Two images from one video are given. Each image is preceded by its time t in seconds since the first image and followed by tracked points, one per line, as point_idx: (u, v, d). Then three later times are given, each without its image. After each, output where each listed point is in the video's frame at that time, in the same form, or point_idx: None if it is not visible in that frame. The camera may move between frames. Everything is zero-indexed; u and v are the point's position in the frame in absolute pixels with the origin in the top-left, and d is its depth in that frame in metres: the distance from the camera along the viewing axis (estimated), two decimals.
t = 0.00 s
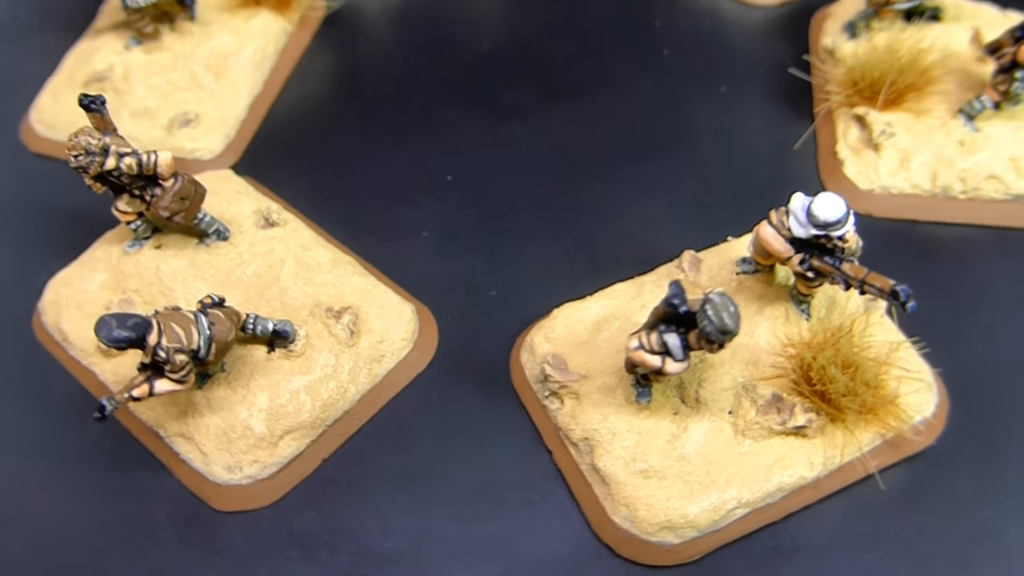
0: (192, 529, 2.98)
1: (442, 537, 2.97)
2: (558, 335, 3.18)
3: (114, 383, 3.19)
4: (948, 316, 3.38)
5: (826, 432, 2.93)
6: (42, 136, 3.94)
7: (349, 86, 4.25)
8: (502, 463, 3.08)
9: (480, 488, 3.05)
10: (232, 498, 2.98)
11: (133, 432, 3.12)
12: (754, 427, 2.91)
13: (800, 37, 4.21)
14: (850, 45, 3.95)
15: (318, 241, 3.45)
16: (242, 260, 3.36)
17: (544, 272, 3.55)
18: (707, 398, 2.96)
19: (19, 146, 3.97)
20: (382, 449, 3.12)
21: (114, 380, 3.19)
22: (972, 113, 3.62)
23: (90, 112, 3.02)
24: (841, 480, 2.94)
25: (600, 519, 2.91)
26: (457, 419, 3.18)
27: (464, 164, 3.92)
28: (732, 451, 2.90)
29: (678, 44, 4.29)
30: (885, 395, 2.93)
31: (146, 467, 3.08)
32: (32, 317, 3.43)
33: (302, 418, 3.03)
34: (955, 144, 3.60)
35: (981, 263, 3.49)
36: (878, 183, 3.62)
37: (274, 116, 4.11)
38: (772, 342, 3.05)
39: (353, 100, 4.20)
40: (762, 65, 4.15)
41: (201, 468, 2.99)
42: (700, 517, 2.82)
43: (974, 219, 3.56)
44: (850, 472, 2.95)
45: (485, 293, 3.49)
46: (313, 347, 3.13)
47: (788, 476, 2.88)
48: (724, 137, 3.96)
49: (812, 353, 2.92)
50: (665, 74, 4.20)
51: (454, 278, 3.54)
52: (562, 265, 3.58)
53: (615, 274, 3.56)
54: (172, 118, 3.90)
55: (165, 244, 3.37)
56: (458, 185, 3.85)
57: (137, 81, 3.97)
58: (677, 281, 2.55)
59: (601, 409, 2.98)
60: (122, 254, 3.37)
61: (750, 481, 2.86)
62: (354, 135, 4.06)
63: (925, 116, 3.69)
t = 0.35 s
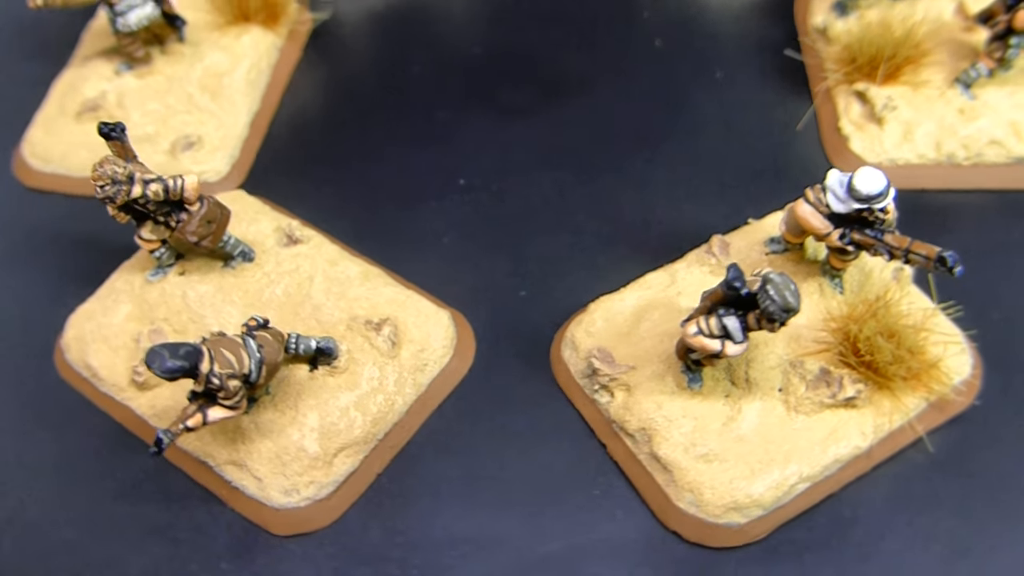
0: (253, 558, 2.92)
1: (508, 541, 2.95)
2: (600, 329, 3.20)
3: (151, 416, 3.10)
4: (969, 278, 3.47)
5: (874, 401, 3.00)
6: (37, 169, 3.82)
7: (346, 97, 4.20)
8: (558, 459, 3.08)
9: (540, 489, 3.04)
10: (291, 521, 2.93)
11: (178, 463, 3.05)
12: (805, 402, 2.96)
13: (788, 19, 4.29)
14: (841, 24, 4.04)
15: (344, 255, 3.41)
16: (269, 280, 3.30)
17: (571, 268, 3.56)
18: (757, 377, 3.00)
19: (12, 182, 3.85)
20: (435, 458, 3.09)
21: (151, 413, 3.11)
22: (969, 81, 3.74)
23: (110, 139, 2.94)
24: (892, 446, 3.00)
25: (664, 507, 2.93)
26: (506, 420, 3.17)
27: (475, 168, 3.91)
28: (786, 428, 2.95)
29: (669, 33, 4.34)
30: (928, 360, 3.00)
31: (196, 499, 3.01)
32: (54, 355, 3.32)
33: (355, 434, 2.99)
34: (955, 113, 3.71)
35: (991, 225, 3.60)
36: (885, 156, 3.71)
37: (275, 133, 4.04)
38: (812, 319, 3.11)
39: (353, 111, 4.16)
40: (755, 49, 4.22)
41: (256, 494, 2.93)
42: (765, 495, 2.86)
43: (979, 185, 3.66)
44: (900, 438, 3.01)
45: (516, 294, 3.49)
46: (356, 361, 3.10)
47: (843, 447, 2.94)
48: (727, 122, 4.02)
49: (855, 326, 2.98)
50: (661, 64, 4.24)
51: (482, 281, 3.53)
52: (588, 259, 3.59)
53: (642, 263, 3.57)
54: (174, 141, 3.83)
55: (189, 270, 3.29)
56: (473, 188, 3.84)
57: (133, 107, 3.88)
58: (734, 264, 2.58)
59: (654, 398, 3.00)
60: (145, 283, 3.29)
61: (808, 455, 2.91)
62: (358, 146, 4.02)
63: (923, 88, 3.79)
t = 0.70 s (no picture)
0: None
1: (568, 538, 2.95)
2: (635, 321, 3.23)
3: (193, 443, 3.04)
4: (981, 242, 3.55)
5: (912, 369, 3.07)
6: (38, 201, 3.73)
7: (345, 108, 4.17)
8: (608, 452, 3.09)
9: (593, 483, 3.04)
10: (349, 537, 2.89)
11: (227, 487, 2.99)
12: (848, 375, 3.02)
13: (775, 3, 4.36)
14: (831, 5, 4.12)
15: (370, 266, 3.39)
16: (298, 295, 3.26)
17: (594, 262, 3.58)
18: (798, 355, 3.04)
19: (12, 216, 3.74)
20: (484, 461, 3.08)
21: (191, 440, 3.04)
22: (962, 53, 3.83)
23: (134, 163, 2.88)
24: (933, 411, 3.07)
25: (721, 490, 2.96)
26: (551, 418, 3.17)
27: (485, 169, 3.90)
28: (832, 401, 3.00)
29: (660, 24, 4.38)
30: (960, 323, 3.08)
31: (247, 523, 2.95)
32: (81, 389, 3.24)
33: (406, 442, 2.97)
34: (951, 85, 3.81)
35: (996, 189, 3.68)
36: (888, 131, 3.79)
37: (277, 147, 3.99)
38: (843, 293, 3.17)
39: (354, 121, 4.12)
40: (746, 35, 4.28)
41: (312, 513, 2.89)
42: (818, 469, 2.91)
43: (980, 152, 3.75)
44: (940, 401, 3.08)
45: (544, 291, 3.49)
46: (399, 369, 3.08)
47: (888, 417, 3.00)
48: (727, 109, 4.08)
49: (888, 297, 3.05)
50: (656, 55, 4.28)
51: (508, 281, 3.52)
52: (610, 252, 3.61)
53: (665, 252, 3.60)
54: (178, 162, 3.76)
55: (215, 292, 3.23)
56: (486, 189, 3.83)
57: (132, 131, 3.81)
58: (781, 244, 2.62)
59: (699, 384, 3.04)
60: (171, 308, 3.23)
61: (855, 427, 2.97)
62: (364, 157, 3.99)
63: (917, 62, 3.88)
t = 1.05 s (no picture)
0: None
1: (630, 530, 2.97)
2: (670, 309, 3.25)
3: (240, 467, 2.98)
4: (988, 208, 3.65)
5: (945, 336, 3.14)
6: (45, 235, 3.64)
7: (346, 118, 4.13)
8: (656, 441, 3.12)
9: (648, 475, 3.07)
10: (412, 547, 2.87)
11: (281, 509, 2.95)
12: (886, 346, 3.08)
13: None
14: None
15: (398, 274, 3.36)
16: (332, 309, 3.21)
17: (617, 255, 3.60)
18: (836, 330, 3.09)
19: (20, 254, 3.65)
20: (535, 460, 3.09)
21: (239, 464, 2.98)
22: (951, 27, 3.93)
23: (164, 187, 2.82)
24: (967, 374, 3.15)
25: (774, 469, 2.99)
26: (596, 412, 3.19)
27: (498, 172, 3.91)
28: (873, 373, 3.06)
29: (651, 14, 4.41)
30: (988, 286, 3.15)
31: (308, 544, 2.92)
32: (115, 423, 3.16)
33: (459, 448, 2.95)
34: (945, 58, 3.91)
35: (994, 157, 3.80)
36: (889, 107, 3.88)
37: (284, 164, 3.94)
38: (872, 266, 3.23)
39: (358, 131, 4.09)
40: (737, 22, 4.35)
41: (372, 527, 2.86)
42: (868, 440, 2.96)
43: (975, 122, 3.87)
44: (972, 364, 3.17)
45: (572, 288, 3.51)
46: (444, 375, 3.05)
47: (927, 384, 3.07)
48: (727, 95, 4.13)
49: (919, 266, 3.11)
50: (650, 47, 4.31)
51: (535, 281, 3.54)
52: (632, 244, 3.64)
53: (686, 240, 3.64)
54: (186, 184, 3.69)
55: (247, 312, 3.18)
56: (501, 193, 3.84)
57: (135, 155, 3.72)
58: (825, 222, 2.67)
59: (743, 366, 3.07)
60: (202, 332, 3.16)
61: (898, 396, 3.04)
62: (374, 168, 3.97)
63: (910, 38, 3.98)
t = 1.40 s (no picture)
0: None
1: (691, 515, 3.00)
2: (704, 294, 3.28)
3: (296, 489, 2.94)
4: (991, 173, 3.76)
5: (972, 299, 3.22)
6: (56, 270, 3.54)
7: (348, 129, 4.08)
8: (704, 426, 3.15)
9: (701, 460, 3.10)
10: (480, 554, 2.86)
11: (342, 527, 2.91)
12: (919, 315, 3.16)
13: None
14: None
15: (429, 282, 3.34)
16: (369, 322, 3.18)
17: (640, 245, 3.62)
18: (870, 302, 3.16)
19: (33, 293, 3.55)
20: (589, 456, 3.10)
21: (293, 486, 2.94)
22: None
23: (200, 211, 2.75)
24: (996, 333, 3.25)
25: (825, 444, 3.05)
26: (641, 403, 3.21)
27: (510, 172, 3.91)
28: (910, 341, 3.13)
29: (640, 6, 4.45)
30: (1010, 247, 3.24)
31: (373, 561, 2.89)
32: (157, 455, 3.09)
33: (516, 450, 2.95)
34: (934, 32, 4.02)
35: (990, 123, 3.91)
36: (884, 83, 3.97)
37: (292, 181, 3.89)
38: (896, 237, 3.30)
39: (362, 141, 4.05)
40: (725, 8, 4.40)
41: (439, 537, 2.84)
42: (912, 407, 3.03)
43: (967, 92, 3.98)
44: (1000, 324, 3.26)
45: (601, 282, 3.53)
46: (492, 379, 3.04)
47: (961, 348, 3.15)
48: (724, 80, 4.18)
49: (943, 234, 3.19)
50: (643, 39, 4.35)
51: (563, 278, 3.55)
52: (653, 233, 3.66)
53: (707, 226, 3.67)
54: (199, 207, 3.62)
55: (284, 331, 3.13)
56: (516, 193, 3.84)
57: (141, 182, 3.63)
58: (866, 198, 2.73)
59: (784, 345, 3.12)
60: (240, 355, 3.10)
61: (936, 362, 3.11)
62: (384, 177, 3.93)
63: (898, 14, 4.07)
